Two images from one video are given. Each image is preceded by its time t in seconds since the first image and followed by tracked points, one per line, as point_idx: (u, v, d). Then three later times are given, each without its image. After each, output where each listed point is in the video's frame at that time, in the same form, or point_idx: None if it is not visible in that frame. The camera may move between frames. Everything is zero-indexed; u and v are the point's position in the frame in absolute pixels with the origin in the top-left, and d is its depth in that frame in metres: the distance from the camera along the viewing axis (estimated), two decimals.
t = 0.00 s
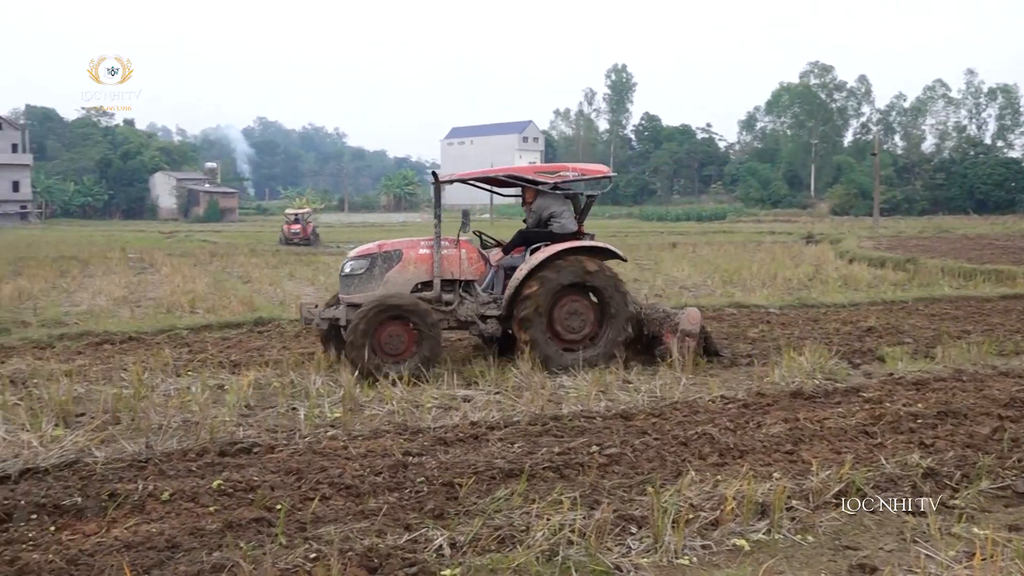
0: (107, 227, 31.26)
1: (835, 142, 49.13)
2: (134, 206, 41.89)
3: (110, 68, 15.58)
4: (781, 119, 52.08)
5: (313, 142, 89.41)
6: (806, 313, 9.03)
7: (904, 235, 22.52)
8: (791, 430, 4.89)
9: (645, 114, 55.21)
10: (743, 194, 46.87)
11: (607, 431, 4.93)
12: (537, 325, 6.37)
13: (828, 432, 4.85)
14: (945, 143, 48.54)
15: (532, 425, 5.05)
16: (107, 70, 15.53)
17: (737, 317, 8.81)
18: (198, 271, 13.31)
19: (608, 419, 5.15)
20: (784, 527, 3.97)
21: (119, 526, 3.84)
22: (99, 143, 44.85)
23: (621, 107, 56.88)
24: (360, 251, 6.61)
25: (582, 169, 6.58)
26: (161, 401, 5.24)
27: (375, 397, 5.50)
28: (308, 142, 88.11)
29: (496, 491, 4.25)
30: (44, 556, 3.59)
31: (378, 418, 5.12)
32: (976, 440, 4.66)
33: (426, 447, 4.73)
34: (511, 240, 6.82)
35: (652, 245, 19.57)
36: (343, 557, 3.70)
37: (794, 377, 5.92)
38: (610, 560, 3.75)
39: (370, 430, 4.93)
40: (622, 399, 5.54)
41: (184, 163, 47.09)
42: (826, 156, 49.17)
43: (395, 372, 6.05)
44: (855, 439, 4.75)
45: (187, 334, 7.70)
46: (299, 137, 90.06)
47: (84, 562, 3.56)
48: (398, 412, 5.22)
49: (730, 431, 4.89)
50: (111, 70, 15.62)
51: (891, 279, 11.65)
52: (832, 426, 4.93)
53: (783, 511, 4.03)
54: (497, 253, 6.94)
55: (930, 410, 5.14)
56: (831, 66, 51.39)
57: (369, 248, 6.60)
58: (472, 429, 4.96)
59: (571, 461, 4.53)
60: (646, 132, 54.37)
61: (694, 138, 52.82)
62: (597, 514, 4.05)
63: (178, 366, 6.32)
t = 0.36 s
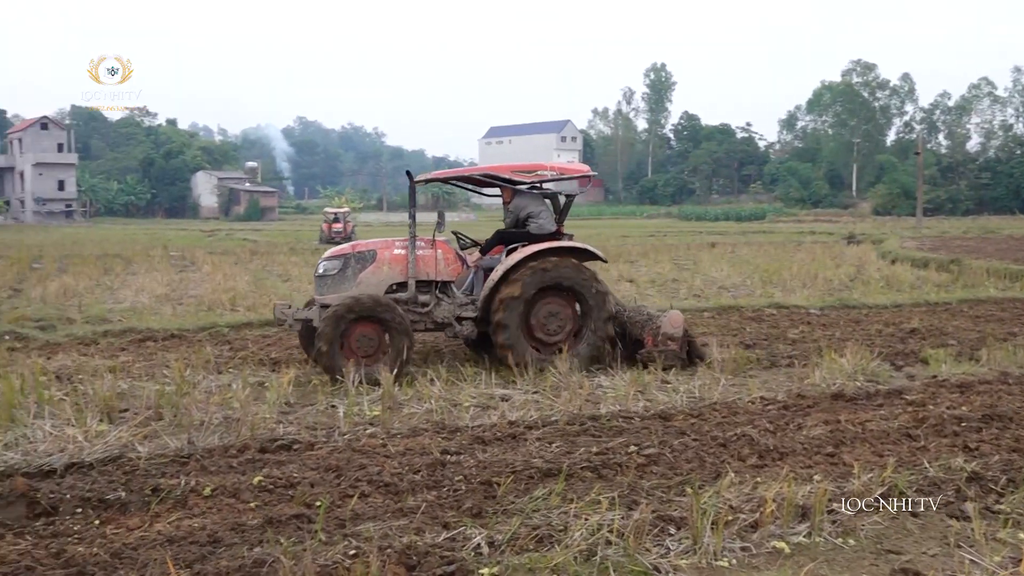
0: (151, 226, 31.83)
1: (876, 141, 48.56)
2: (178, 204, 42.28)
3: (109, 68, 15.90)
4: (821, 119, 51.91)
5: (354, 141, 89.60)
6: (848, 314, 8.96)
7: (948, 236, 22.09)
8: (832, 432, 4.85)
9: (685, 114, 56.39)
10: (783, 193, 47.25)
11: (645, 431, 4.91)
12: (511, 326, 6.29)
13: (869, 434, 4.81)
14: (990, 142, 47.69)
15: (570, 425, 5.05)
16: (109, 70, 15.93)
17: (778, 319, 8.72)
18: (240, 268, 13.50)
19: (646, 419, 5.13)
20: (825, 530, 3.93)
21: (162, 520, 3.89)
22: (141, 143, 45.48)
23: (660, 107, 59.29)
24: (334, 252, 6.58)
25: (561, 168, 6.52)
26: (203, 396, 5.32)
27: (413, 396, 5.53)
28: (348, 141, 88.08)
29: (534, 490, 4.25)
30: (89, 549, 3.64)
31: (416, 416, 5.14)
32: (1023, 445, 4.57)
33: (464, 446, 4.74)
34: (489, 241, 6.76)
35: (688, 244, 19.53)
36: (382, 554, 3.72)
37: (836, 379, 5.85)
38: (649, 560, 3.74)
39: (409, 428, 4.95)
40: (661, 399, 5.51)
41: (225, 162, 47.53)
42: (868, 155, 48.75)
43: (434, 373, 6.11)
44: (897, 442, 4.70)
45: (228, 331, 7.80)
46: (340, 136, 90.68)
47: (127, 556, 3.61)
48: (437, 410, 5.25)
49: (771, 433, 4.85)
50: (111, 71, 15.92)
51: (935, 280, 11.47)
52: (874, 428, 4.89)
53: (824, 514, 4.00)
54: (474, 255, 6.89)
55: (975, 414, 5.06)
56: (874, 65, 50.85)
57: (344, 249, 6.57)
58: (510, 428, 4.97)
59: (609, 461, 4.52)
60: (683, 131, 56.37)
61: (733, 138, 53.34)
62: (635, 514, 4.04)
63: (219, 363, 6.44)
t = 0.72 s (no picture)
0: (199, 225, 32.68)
1: (912, 145, 48.41)
2: (225, 205, 42.72)
3: (108, 69, 16.16)
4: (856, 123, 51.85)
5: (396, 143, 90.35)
6: (884, 317, 8.95)
7: (985, 240, 21.80)
8: (868, 433, 4.88)
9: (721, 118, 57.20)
10: (818, 198, 46.94)
11: (681, 431, 4.97)
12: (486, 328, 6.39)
13: (905, 436, 4.83)
14: None
15: (607, 423, 5.12)
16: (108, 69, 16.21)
17: (813, 321, 8.73)
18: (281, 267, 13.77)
19: (682, 419, 5.18)
20: (859, 530, 3.96)
21: (210, 511, 4.01)
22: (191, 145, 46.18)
23: (696, 111, 60.01)
24: (313, 254, 6.69)
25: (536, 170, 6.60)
26: (250, 392, 5.50)
27: (452, 393, 5.65)
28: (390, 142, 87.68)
29: (572, 487, 4.33)
30: (141, 538, 3.77)
31: (456, 413, 5.25)
32: None
33: (503, 443, 4.83)
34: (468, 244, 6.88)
35: (721, 246, 19.54)
36: (423, 547, 3.81)
37: (871, 380, 5.87)
38: (685, 558, 3.79)
39: (449, 424, 5.06)
40: (697, 399, 5.56)
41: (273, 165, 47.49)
42: (903, 159, 48.56)
43: (473, 372, 6.23)
44: (933, 444, 4.72)
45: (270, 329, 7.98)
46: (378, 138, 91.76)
47: (177, 545, 3.72)
48: (476, 408, 5.36)
49: (806, 434, 4.89)
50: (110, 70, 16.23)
51: (971, 284, 11.41)
52: (909, 430, 4.91)
53: (859, 515, 4.04)
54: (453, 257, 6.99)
55: (1014, 418, 5.05)
56: (911, 69, 50.49)
57: (323, 251, 6.68)
58: (548, 426, 5.05)
59: (645, 460, 4.59)
60: (721, 135, 56.30)
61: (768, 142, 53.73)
62: (671, 512, 4.10)
63: (264, 360, 6.66)
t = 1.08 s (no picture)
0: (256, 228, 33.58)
1: (939, 150, 48.18)
2: (283, 211, 43.48)
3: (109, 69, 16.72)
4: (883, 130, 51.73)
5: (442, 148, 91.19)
6: (910, 317, 9.07)
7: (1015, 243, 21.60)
8: (895, 428, 5.05)
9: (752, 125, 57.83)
10: (844, 202, 47.18)
11: (714, 425, 5.17)
12: (467, 326, 6.63)
13: (931, 431, 5.00)
14: None
15: (643, 416, 5.33)
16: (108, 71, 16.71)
17: (841, 321, 8.87)
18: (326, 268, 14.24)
19: (716, 413, 5.38)
20: (887, 521, 4.13)
21: (271, 497, 4.27)
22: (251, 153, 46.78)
23: (727, 119, 60.10)
24: (304, 258, 6.99)
25: (514, 174, 6.87)
26: (303, 389, 5.82)
27: (496, 388, 5.93)
28: (439, 146, 86.99)
29: (611, 477, 4.54)
30: (207, 521, 4.04)
31: (500, 406, 5.51)
32: None
33: (545, 434, 5.07)
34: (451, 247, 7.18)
35: (751, 249, 19.67)
36: (470, 532, 4.04)
37: (897, 378, 6.03)
38: (719, 545, 3.98)
39: (493, 417, 5.31)
40: (729, 395, 5.76)
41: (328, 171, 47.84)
42: (930, 164, 48.31)
43: (515, 368, 6.53)
44: (959, 439, 4.88)
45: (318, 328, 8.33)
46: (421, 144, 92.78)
47: (241, 529, 3.98)
48: (519, 402, 5.62)
49: (835, 428, 5.08)
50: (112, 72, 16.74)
51: (995, 285, 11.48)
52: (936, 426, 5.07)
53: (886, 508, 4.21)
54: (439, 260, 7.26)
55: None
56: (937, 78, 50.18)
57: (314, 254, 6.96)
58: (587, 419, 5.28)
59: (681, 452, 4.80)
60: (750, 143, 55.88)
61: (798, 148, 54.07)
62: (706, 502, 4.30)
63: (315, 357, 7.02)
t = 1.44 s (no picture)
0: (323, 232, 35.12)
1: (974, 157, 47.45)
2: (353, 215, 44.88)
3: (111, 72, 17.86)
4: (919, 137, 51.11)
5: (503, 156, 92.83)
6: (947, 317, 9.19)
7: None
8: (933, 424, 5.25)
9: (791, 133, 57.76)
10: (882, 206, 46.26)
11: (758, 417, 5.43)
12: (465, 325, 6.89)
13: (969, 427, 5.19)
14: None
15: (690, 409, 5.61)
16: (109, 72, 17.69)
17: (881, 320, 9.01)
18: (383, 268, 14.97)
19: (759, 406, 5.63)
20: (926, 512, 4.33)
21: (343, 479, 4.62)
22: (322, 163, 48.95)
23: (769, 128, 59.91)
24: (316, 259, 7.31)
25: (513, 183, 7.10)
26: (371, 380, 6.27)
27: (551, 380, 6.29)
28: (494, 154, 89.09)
29: (660, 466, 4.82)
30: (285, 500, 4.39)
31: (554, 398, 5.85)
32: None
33: (597, 425, 5.38)
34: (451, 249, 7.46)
35: (793, 252, 19.75)
36: (529, 515, 4.33)
37: (936, 375, 6.21)
38: (763, 533, 4.20)
39: (548, 408, 5.65)
40: (772, 389, 6.01)
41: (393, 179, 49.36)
42: (965, 171, 47.64)
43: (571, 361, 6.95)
44: (998, 435, 5.05)
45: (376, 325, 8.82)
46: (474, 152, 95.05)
47: (317, 508, 4.33)
48: (572, 394, 5.95)
49: (875, 422, 5.30)
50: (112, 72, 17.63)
51: None
52: (973, 422, 5.26)
53: (925, 499, 4.41)
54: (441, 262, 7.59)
55: None
56: (972, 88, 49.31)
57: (325, 255, 7.29)
58: (636, 411, 5.57)
59: (726, 443, 5.06)
60: (790, 150, 57.44)
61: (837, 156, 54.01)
62: (751, 491, 4.53)
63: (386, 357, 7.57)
